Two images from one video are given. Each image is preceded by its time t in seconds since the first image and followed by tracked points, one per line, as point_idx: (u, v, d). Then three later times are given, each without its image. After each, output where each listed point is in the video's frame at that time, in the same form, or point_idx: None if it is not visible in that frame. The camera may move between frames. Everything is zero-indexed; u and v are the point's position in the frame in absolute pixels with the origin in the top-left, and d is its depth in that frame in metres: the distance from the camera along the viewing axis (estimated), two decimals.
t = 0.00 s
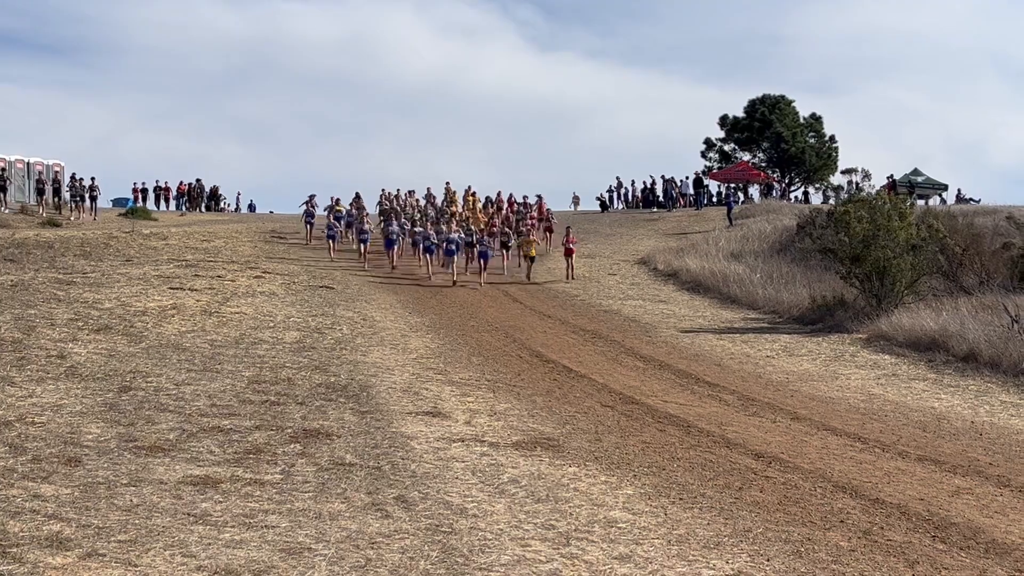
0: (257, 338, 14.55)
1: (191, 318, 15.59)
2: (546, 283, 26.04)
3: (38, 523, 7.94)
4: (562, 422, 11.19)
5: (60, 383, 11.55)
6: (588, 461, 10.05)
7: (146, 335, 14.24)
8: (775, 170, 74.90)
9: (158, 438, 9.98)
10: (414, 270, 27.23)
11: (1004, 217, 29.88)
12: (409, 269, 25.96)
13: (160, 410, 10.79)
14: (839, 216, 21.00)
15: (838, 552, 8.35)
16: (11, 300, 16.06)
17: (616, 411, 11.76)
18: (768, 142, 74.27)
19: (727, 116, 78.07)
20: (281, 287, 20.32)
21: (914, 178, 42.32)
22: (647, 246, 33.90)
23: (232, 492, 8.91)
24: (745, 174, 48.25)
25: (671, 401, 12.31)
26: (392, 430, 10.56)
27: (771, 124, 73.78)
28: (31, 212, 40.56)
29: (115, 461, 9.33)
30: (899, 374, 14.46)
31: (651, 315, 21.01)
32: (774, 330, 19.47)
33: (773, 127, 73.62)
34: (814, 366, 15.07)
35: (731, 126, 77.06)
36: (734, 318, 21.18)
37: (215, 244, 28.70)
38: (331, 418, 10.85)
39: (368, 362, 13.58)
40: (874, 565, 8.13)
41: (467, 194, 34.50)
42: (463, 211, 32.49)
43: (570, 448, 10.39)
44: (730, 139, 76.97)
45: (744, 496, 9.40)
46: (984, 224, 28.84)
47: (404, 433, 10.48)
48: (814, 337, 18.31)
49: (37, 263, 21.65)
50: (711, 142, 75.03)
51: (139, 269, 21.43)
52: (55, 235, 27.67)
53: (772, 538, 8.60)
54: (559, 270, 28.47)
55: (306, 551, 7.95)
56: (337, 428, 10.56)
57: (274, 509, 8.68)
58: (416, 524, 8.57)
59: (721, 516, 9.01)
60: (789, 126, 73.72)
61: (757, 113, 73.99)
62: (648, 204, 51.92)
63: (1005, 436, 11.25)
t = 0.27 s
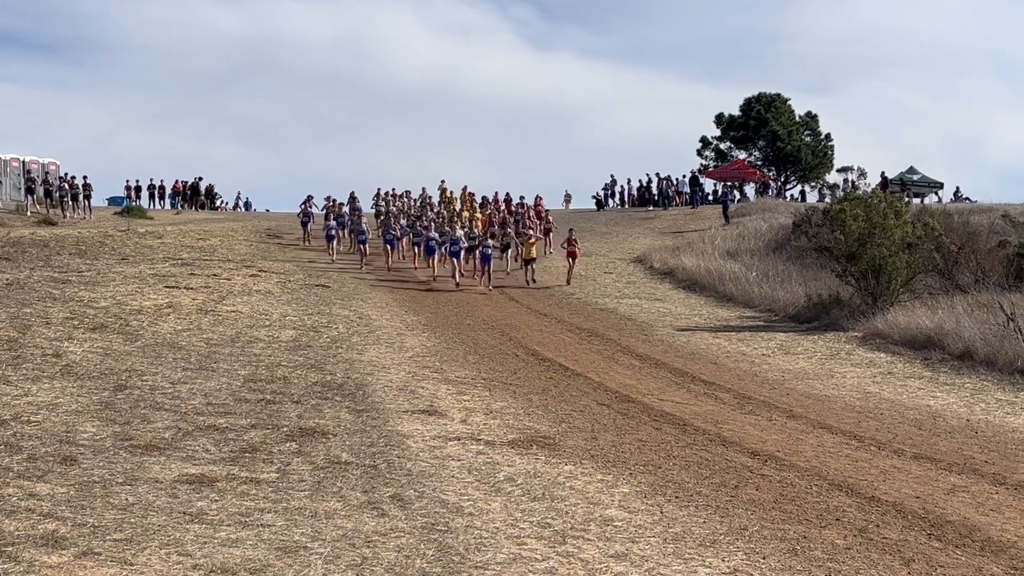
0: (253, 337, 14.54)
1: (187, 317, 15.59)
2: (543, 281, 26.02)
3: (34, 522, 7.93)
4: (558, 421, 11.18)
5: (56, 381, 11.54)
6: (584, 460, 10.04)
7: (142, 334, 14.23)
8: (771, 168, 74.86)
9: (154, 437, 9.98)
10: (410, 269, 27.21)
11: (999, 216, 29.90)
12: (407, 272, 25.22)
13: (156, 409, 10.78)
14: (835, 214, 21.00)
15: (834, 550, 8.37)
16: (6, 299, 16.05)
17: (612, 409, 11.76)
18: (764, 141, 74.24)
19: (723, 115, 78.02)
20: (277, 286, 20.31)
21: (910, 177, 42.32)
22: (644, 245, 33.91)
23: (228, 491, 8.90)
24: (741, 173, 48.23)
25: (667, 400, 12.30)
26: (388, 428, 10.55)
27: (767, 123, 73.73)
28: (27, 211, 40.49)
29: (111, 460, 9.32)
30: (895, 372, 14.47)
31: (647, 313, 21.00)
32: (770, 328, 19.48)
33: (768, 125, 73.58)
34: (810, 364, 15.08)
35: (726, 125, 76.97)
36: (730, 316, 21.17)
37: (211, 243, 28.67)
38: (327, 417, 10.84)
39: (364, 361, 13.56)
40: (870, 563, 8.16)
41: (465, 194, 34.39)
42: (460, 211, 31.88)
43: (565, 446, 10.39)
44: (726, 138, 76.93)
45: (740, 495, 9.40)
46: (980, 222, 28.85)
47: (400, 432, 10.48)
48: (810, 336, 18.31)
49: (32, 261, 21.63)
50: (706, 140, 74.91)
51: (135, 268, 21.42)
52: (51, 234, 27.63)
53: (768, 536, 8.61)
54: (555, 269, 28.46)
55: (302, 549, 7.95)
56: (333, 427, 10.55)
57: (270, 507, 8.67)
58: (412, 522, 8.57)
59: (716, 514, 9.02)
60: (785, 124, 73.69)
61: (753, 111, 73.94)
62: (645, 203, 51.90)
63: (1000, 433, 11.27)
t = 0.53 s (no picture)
0: (248, 335, 14.53)
1: (181, 315, 15.58)
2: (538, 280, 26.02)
3: (27, 521, 7.92)
4: (553, 419, 11.18)
5: (50, 380, 11.54)
6: (578, 458, 10.04)
7: (136, 332, 14.22)
8: (765, 166, 75.00)
9: (148, 435, 9.97)
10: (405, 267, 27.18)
11: (993, 214, 29.94)
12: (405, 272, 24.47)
13: (150, 407, 10.77)
14: (829, 212, 21.01)
15: (828, 547, 8.41)
16: None
17: (607, 407, 11.76)
18: (758, 139, 74.25)
19: (717, 113, 77.91)
20: (271, 284, 20.30)
21: (903, 175, 42.35)
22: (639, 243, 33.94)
23: (222, 489, 8.89)
24: (735, 171, 48.28)
25: (662, 398, 12.30)
26: (382, 427, 10.55)
27: (761, 121, 73.72)
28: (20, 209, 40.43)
29: (104, 458, 9.31)
30: (889, 370, 14.48)
31: (642, 312, 20.99)
32: (764, 326, 19.50)
33: (763, 123, 73.58)
34: (804, 362, 15.09)
35: (720, 122, 76.96)
36: (725, 314, 21.17)
37: (205, 241, 28.65)
38: (322, 415, 10.83)
39: (358, 359, 13.55)
40: (864, 560, 8.19)
41: (461, 194, 34.28)
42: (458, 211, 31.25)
43: (560, 444, 10.39)
44: (720, 135, 76.88)
45: (735, 493, 9.42)
46: (973, 220, 28.88)
47: (395, 430, 10.47)
48: (806, 334, 18.32)
49: (26, 260, 21.59)
50: (700, 138, 74.94)
51: (129, 267, 21.39)
52: (45, 233, 27.59)
53: (762, 533, 8.64)
54: (551, 267, 28.46)
55: (296, 548, 7.96)
56: (328, 425, 10.54)
57: (264, 506, 8.67)
58: (406, 521, 8.58)
59: (711, 512, 9.04)
60: (779, 122, 73.69)
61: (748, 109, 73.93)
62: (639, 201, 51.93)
63: (994, 431, 11.29)
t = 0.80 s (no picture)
0: (240, 334, 14.52)
1: (173, 314, 15.56)
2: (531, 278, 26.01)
3: (19, 519, 7.92)
4: (546, 417, 11.18)
5: (41, 379, 11.52)
6: (571, 456, 10.05)
7: (128, 331, 14.20)
8: (758, 165, 75.03)
9: (140, 434, 9.96)
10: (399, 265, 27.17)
11: (985, 212, 29.99)
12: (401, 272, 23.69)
13: (142, 406, 10.76)
14: (821, 211, 21.04)
15: (820, 545, 8.44)
16: None
17: (600, 406, 11.76)
18: (751, 138, 74.23)
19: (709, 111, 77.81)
20: (264, 283, 20.29)
21: (895, 173, 42.43)
22: (632, 241, 33.95)
23: (215, 488, 8.89)
24: (728, 169, 48.29)
25: (654, 396, 12.29)
26: (375, 425, 10.54)
27: (754, 119, 73.70)
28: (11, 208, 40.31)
29: (96, 457, 9.30)
30: (882, 368, 14.50)
31: (636, 310, 20.99)
32: (756, 325, 19.53)
33: (755, 122, 73.56)
34: (796, 360, 15.11)
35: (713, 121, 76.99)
36: (718, 313, 21.17)
37: (197, 240, 28.61)
38: (314, 413, 10.82)
39: (350, 358, 13.53)
40: (856, 558, 8.23)
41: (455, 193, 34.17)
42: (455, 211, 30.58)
43: (552, 442, 10.39)
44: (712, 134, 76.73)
45: (727, 491, 9.42)
46: (966, 218, 28.93)
47: (387, 428, 10.46)
48: (799, 332, 18.34)
49: (19, 259, 21.54)
50: (693, 136, 74.94)
51: (121, 265, 21.35)
52: (38, 232, 27.52)
53: (755, 531, 8.66)
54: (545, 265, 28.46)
55: (288, 546, 7.97)
56: (320, 424, 10.53)
57: (257, 505, 8.67)
58: (399, 519, 8.58)
59: (703, 510, 9.05)
60: (772, 121, 73.71)
61: (740, 108, 73.91)
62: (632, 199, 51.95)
63: (985, 428, 11.32)
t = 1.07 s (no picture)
0: (230, 332, 14.49)
1: (163, 312, 15.52)
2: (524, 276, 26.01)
3: (8, 519, 7.90)
4: (536, 415, 11.18)
5: (30, 378, 11.49)
6: (561, 454, 10.05)
7: (118, 330, 14.17)
8: (749, 162, 75.02)
9: (130, 433, 9.94)
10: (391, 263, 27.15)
11: (975, 209, 30.07)
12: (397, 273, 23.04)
13: (131, 405, 10.74)
14: (812, 208, 21.07)
15: (809, 543, 8.46)
16: None
17: (590, 404, 11.76)
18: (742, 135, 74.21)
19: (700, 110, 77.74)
20: (254, 281, 20.27)
21: (886, 171, 42.52)
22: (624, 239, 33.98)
23: (204, 487, 8.88)
24: (718, 167, 48.31)
25: (645, 394, 12.29)
26: (365, 423, 10.53)
27: (744, 117, 73.72)
28: None
29: (86, 456, 9.28)
30: (872, 366, 14.52)
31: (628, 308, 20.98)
32: (747, 322, 19.55)
33: (746, 119, 73.58)
34: (787, 358, 15.13)
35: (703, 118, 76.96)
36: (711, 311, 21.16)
37: (188, 238, 28.55)
38: (304, 412, 10.81)
39: (340, 356, 13.51)
40: (845, 555, 8.27)
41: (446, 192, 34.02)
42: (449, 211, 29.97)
43: (543, 440, 10.38)
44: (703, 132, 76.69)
45: (718, 488, 9.43)
46: (955, 216, 29.00)
47: (378, 427, 10.46)
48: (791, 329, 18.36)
49: (9, 257, 21.47)
50: (683, 134, 74.83)
51: (111, 264, 21.28)
52: (28, 230, 27.43)
53: (745, 529, 8.69)
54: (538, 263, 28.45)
55: (278, 545, 7.97)
56: (310, 422, 10.52)
57: (246, 503, 8.66)
58: (389, 518, 8.59)
59: (693, 508, 9.07)
60: (762, 118, 73.74)
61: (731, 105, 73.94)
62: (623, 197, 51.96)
63: (974, 425, 11.36)
